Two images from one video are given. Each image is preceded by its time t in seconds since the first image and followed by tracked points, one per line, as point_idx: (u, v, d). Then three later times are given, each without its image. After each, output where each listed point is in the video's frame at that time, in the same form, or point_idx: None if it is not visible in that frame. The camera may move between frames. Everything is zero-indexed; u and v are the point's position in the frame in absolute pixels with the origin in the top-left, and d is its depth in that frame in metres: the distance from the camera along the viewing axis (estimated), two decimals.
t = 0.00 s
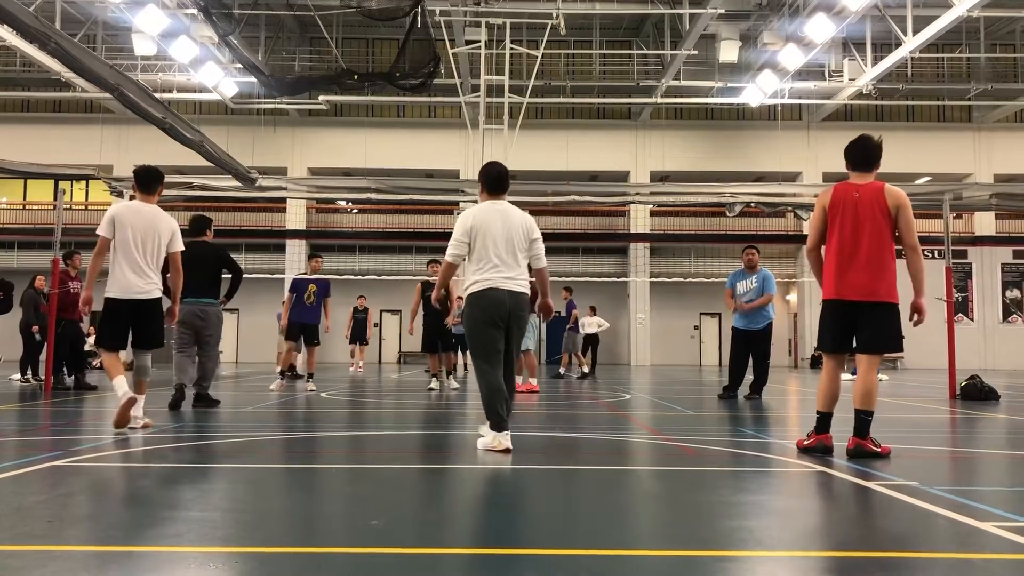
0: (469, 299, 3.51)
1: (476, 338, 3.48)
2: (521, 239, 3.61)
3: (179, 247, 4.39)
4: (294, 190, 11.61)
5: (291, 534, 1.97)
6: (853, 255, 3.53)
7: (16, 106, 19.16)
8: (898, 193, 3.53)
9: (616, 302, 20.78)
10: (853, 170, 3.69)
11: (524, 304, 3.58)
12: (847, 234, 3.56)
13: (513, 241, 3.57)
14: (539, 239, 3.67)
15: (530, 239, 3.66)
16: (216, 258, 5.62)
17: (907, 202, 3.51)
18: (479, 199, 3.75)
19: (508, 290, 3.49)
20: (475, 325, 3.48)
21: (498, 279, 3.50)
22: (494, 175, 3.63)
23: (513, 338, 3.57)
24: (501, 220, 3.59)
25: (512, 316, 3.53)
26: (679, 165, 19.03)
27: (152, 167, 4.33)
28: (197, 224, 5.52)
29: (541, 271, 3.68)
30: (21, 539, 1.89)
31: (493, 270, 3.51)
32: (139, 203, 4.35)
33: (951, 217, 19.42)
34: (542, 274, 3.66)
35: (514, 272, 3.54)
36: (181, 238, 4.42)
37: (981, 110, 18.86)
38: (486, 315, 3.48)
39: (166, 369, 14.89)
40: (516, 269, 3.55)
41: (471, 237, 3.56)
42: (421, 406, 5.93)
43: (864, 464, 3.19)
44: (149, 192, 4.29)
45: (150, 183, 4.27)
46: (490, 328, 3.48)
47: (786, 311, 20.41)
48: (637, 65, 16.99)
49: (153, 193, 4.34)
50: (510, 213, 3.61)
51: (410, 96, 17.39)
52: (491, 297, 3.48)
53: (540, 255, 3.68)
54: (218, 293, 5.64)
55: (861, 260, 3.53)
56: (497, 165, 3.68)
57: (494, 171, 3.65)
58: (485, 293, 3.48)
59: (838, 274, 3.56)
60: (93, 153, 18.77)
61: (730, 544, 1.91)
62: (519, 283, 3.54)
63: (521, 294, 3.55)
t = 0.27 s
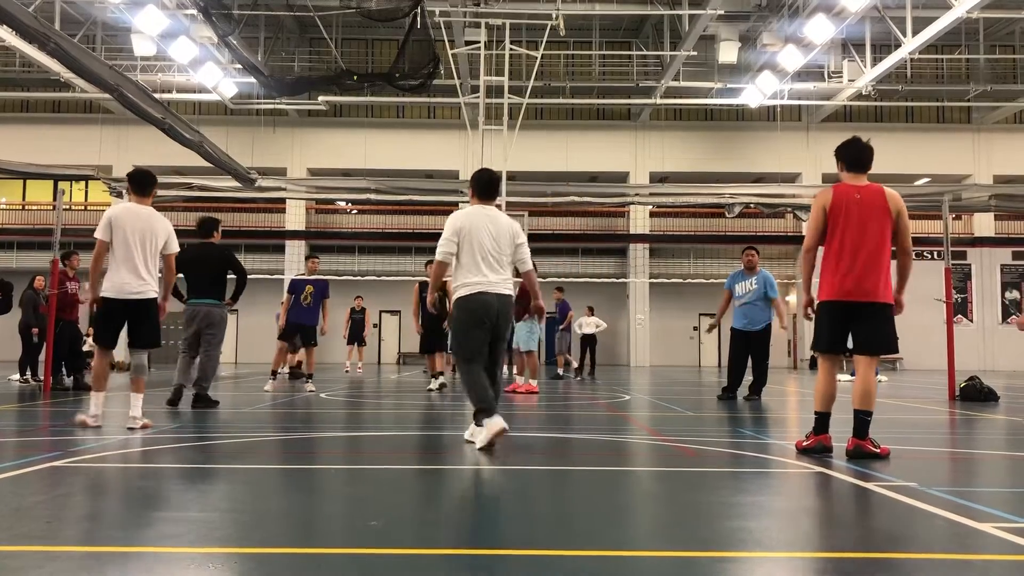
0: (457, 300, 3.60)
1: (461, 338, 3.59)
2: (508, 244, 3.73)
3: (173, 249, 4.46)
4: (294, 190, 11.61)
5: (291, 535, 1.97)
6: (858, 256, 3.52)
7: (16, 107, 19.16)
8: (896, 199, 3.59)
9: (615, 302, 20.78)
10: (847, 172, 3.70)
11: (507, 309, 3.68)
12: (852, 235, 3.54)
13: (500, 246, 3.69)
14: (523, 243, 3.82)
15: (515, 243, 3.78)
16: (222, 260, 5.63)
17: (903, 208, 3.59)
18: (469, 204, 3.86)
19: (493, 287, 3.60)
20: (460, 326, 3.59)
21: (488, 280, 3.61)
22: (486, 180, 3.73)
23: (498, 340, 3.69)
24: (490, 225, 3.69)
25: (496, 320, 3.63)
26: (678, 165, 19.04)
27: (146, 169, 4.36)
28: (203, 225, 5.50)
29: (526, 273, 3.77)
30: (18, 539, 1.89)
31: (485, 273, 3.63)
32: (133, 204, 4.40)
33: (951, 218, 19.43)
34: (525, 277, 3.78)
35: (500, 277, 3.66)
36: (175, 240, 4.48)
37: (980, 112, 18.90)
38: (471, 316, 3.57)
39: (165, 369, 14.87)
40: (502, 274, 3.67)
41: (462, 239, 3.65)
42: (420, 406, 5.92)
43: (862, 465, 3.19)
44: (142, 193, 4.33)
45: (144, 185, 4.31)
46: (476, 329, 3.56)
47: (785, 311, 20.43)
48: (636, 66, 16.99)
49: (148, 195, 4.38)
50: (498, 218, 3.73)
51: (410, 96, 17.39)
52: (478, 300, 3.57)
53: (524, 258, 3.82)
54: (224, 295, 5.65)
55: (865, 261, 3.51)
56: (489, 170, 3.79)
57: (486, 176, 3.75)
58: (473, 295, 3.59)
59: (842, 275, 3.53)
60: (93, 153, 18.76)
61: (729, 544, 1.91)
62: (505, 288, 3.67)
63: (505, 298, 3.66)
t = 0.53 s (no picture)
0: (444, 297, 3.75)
1: (444, 336, 3.74)
2: (495, 248, 3.89)
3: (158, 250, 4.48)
4: (294, 191, 11.60)
5: (291, 535, 1.97)
6: (850, 258, 3.54)
7: (15, 107, 19.15)
8: (881, 203, 3.64)
9: (615, 303, 20.78)
10: (833, 174, 3.71)
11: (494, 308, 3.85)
12: (844, 238, 3.55)
13: (488, 247, 3.84)
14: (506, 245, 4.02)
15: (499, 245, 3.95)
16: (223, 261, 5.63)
17: (886, 212, 3.66)
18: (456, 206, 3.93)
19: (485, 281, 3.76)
20: (447, 324, 3.74)
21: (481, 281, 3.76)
22: (473, 184, 3.84)
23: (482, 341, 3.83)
24: (478, 227, 3.82)
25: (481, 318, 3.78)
26: (677, 166, 19.04)
27: (128, 173, 4.39)
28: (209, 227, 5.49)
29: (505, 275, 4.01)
30: (18, 539, 1.89)
31: (477, 275, 3.77)
32: (115, 209, 4.45)
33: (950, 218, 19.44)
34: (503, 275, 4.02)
35: (488, 277, 3.81)
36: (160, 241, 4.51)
37: (979, 112, 18.91)
38: (458, 315, 3.73)
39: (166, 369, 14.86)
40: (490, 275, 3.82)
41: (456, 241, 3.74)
42: (420, 407, 5.92)
43: (862, 465, 3.19)
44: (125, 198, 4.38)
45: (124, 190, 4.35)
46: (464, 325, 3.74)
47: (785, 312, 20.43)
48: (636, 66, 16.97)
49: (131, 198, 4.42)
50: (485, 220, 3.86)
51: (410, 97, 17.38)
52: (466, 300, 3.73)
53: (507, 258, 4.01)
54: (225, 296, 5.66)
55: (857, 263, 3.54)
56: (475, 174, 3.89)
57: (473, 179, 3.86)
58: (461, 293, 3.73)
59: (835, 276, 3.54)
60: (92, 154, 18.76)
61: (729, 545, 1.91)
62: (493, 288, 3.81)
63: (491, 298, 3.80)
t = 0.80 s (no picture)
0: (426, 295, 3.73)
1: (428, 338, 3.70)
2: (471, 251, 3.91)
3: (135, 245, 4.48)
4: (294, 190, 11.59)
5: (291, 535, 1.97)
6: (829, 261, 3.62)
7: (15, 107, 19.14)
8: (860, 207, 3.71)
9: (615, 303, 20.78)
10: (814, 178, 3.74)
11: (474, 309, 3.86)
12: (823, 241, 3.63)
13: (465, 251, 3.86)
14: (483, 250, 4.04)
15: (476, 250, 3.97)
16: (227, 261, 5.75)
17: (867, 216, 3.71)
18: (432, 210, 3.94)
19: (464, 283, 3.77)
20: (427, 326, 3.70)
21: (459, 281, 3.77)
22: (451, 190, 3.87)
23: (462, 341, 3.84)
24: (456, 231, 3.83)
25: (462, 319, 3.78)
26: (677, 165, 19.03)
27: (105, 170, 4.42)
28: (212, 226, 5.68)
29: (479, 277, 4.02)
30: (17, 539, 1.89)
31: (456, 275, 3.77)
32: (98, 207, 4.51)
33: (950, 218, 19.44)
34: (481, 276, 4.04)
35: (466, 279, 3.80)
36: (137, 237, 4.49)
37: (979, 112, 18.91)
38: (438, 315, 3.71)
39: (166, 369, 14.85)
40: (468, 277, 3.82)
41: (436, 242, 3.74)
42: (419, 407, 5.92)
43: (862, 465, 3.19)
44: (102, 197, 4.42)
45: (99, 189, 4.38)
46: (445, 325, 3.72)
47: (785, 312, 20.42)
48: (636, 66, 16.96)
49: (109, 196, 4.44)
50: (463, 225, 3.89)
51: (410, 97, 17.37)
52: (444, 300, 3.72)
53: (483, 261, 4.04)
54: (229, 295, 5.71)
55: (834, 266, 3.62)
56: (452, 180, 3.92)
57: (451, 185, 3.89)
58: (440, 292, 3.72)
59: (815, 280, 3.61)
60: (93, 153, 18.76)
61: (729, 544, 1.91)
62: (470, 290, 3.81)
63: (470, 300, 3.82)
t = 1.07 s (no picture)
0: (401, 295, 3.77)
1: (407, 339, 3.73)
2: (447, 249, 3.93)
3: (122, 245, 4.50)
4: (294, 190, 11.59)
5: (291, 535, 1.97)
6: (817, 262, 3.70)
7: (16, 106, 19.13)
8: (848, 210, 3.79)
9: (616, 302, 20.78)
10: (804, 182, 3.84)
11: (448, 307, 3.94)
12: (811, 243, 3.72)
13: (439, 248, 3.87)
14: (463, 244, 4.05)
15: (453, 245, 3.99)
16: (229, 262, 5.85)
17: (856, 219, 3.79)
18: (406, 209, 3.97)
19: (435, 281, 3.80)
20: (404, 326, 3.74)
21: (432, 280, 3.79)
22: (424, 189, 3.87)
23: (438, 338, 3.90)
24: (429, 229, 3.85)
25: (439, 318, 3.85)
26: (678, 165, 19.02)
27: (93, 172, 4.47)
28: (222, 228, 5.78)
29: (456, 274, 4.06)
30: (16, 539, 1.89)
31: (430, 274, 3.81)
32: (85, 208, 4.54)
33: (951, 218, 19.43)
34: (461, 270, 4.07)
35: (439, 278, 3.84)
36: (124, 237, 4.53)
37: (979, 111, 18.90)
38: (415, 316, 3.75)
39: (166, 368, 14.84)
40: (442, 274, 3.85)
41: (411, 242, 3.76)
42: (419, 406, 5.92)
43: (862, 464, 3.19)
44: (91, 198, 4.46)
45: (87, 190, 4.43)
46: (422, 324, 3.77)
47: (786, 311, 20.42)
48: (636, 66, 16.95)
49: (97, 197, 4.48)
50: (437, 221, 3.90)
51: (410, 96, 17.36)
52: (420, 299, 3.76)
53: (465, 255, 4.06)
54: (236, 295, 5.81)
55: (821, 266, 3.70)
56: (427, 178, 3.92)
57: (424, 183, 3.90)
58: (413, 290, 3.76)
59: (804, 279, 3.67)
60: (93, 153, 18.76)
61: (728, 544, 1.91)
62: (444, 289, 3.86)
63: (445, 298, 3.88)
